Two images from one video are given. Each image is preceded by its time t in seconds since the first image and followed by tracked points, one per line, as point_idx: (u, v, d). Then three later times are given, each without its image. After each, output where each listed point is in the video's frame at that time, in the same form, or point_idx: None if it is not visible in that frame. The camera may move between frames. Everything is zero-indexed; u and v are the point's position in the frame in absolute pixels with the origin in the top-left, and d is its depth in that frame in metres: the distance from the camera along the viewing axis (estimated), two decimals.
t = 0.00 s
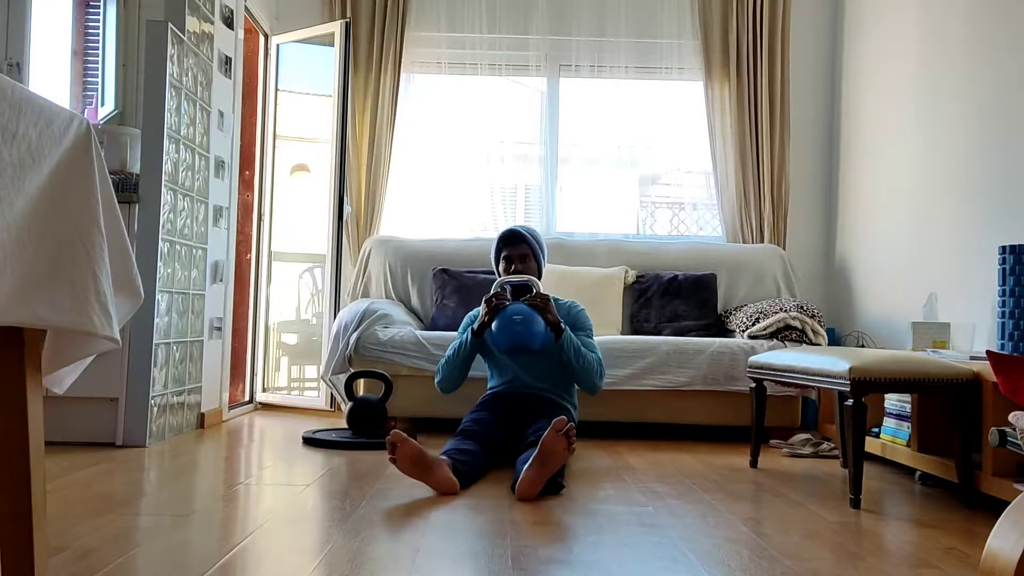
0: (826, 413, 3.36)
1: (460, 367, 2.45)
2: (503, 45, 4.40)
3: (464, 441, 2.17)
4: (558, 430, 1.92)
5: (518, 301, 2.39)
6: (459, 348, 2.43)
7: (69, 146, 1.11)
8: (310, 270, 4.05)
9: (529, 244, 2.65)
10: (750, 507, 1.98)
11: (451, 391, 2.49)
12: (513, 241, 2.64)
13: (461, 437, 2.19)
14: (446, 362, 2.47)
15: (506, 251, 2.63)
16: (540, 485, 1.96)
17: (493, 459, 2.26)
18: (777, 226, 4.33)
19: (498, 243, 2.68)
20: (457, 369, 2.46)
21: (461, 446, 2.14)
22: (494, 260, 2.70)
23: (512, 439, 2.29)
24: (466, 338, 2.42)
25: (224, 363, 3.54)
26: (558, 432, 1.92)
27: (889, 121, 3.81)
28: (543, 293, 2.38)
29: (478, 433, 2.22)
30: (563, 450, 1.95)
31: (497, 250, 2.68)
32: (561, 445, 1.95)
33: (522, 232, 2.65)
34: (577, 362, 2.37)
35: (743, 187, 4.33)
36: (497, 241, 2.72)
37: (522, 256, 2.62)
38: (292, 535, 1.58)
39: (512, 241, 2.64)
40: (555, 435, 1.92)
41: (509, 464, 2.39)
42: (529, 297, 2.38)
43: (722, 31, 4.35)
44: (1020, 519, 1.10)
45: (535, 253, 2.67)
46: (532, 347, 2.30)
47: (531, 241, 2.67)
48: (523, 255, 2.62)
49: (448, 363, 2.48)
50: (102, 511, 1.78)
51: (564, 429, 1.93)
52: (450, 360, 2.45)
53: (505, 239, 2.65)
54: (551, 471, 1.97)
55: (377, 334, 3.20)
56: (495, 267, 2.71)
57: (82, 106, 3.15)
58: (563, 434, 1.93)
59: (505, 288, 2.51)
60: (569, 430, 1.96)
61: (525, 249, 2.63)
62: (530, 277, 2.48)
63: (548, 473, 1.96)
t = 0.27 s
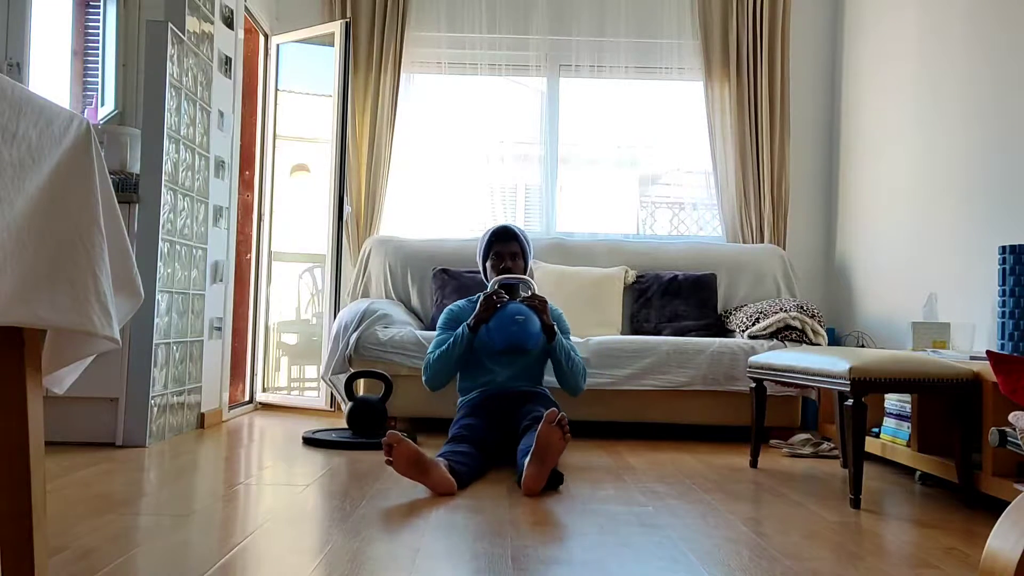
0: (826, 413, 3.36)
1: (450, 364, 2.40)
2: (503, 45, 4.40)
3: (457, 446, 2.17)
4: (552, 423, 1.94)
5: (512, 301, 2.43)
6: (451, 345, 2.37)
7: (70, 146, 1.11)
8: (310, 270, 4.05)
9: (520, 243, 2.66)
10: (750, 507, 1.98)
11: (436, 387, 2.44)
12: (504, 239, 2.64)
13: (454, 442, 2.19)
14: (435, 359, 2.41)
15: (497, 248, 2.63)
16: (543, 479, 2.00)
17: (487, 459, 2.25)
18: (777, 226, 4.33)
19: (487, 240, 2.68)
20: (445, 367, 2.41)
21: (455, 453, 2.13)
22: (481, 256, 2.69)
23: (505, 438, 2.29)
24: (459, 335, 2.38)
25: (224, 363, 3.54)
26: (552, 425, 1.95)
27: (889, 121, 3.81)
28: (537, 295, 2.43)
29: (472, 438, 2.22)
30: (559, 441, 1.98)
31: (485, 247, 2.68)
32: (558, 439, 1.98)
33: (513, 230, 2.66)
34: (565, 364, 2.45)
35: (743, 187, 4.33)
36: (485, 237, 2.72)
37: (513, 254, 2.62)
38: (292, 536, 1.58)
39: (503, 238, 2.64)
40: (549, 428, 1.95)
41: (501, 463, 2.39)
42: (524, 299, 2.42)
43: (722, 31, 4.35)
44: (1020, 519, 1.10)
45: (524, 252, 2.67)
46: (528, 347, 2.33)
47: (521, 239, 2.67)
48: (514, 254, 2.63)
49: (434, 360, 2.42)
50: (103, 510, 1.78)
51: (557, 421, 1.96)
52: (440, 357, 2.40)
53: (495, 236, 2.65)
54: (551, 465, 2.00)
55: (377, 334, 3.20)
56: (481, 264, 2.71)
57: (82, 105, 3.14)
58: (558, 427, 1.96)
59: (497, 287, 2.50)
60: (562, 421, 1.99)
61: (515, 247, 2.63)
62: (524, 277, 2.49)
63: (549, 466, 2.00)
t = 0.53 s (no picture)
0: (826, 413, 3.35)
1: (457, 368, 2.36)
2: (503, 45, 4.40)
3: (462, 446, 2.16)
4: (557, 429, 1.93)
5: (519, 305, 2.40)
6: (461, 349, 2.33)
7: (70, 146, 1.11)
8: (310, 269, 4.05)
9: (529, 244, 2.64)
10: (750, 507, 1.98)
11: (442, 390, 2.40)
12: (514, 240, 2.61)
13: (456, 442, 2.20)
14: (442, 362, 2.37)
15: (507, 249, 2.60)
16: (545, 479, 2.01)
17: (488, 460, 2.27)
18: (777, 226, 4.33)
19: (496, 239, 2.64)
20: (453, 370, 2.37)
21: (461, 455, 2.14)
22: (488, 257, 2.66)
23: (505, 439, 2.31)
24: (467, 338, 2.34)
25: (224, 363, 3.54)
26: (558, 430, 1.94)
27: (889, 121, 3.81)
28: (544, 300, 2.41)
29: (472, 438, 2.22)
30: (564, 446, 1.97)
31: (494, 246, 2.64)
32: (563, 443, 1.97)
33: (523, 231, 2.63)
34: (569, 367, 2.45)
35: (743, 187, 4.33)
36: (492, 234, 2.68)
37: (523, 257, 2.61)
38: (292, 536, 1.58)
39: (513, 239, 2.61)
40: (554, 433, 1.94)
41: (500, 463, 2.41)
42: (531, 303, 2.39)
43: (722, 32, 4.35)
44: (1020, 519, 1.10)
45: (533, 253, 2.66)
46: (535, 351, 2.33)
47: (530, 241, 2.65)
48: (524, 256, 2.62)
49: (441, 362, 2.38)
50: (103, 510, 1.78)
51: (563, 427, 1.94)
52: (448, 360, 2.36)
53: (505, 236, 2.62)
54: (555, 466, 2.01)
55: (377, 334, 3.20)
56: (486, 262, 2.67)
57: (82, 105, 3.14)
58: (563, 432, 1.95)
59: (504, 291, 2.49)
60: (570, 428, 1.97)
61: (526, 250, 2.61)
62: (531, 282, 2.48)
63: (552, 468, 2.00)
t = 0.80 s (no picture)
0: (826, 413, 3.35)
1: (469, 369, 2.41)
2: (502, 45, 4.40)
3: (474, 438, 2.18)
4: (563, 434, 1.93)
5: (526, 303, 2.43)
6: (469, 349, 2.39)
7: (70, 146, 1.11)
8: (310, 269, 4.05)
9: (540, 247, 2.66)
10: (749, 507, 1.98)
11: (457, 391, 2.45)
12: (524, 243, 2.64)
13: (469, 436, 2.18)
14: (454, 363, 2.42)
15: (517, 252, 2.63)
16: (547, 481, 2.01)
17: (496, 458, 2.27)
18: (777, 226, 4.33)
19: (507, 243, 2.68)
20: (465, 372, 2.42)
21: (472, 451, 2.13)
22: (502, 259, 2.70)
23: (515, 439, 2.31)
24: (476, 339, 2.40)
25: (224, 363, 3.54)
26: (564, 436, 1.94)
27: (889, 121, 3.81)
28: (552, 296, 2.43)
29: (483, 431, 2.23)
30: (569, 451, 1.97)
31: (505, 251, 2.68)
32: (569, 447, 1.97)
33: (533, 234, 2.66)
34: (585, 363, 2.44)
35: (743, 187, 4.32)
36: (504, 240, 2.72)
37: (534, 259, 2.63)
38: (292, 536, 1.58)
39: (522, 243, 2.65)
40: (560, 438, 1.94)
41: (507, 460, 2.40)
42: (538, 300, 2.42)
43: (722, 32, 4.35)
44: (1020, 519, 1.10)
45: (545, 255, 2.68)
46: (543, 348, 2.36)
47: (541, 242, 2.67)
48: (535, 258, 2.63)
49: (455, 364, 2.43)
50: (103, 510, 1.78)
51: (570, 433, 1.94)
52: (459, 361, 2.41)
53: (515, 240, 2.65)
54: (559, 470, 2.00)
55: (377, 334, 3.20)
56: (500, 267, 2.71)
57: (82, 105, 3.14)
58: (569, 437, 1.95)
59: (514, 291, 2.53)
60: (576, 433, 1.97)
61: (536, 251, 2.63)
62: (541, 281, 2.51)
63: (556, 471, 2.00)
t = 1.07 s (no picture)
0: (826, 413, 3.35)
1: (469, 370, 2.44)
2: (502, 45, 4.40)
3: (490, 438, 2.19)
4: (546, 426, 1.95)
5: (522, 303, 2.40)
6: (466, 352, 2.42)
7: (70, 146, 1.11)
8: (310, 269, 4.05)
9: (542, 245, 2.67)
10: (749, 507, 1.98)
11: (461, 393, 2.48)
12: (526, 241, 2.65)
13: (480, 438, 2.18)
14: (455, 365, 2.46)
15: (519, 251, 2.64)
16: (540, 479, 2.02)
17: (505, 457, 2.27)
18: (777, 226, 4.33)
19: (509, 242, 2.69)
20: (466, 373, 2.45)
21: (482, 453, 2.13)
22: (504, 259, 2.70)
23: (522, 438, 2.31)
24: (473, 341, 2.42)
25: (224, 363, 3.54)
26: (547, 428, 1.96)
27: (890, 121, 3.81)
28: (547, 294, 2.38)
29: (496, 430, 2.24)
30: (554, 444, 1.99)
31: (508, 250, 2.69)
32: (553, 440, 1.99)
33: (534, 232, 2.67)
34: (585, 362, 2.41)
35: (743, 187, 4.32)
36: (507, 240, 2.73)
37: (536, 257, 2.63)
38: (292, 536, 1.58)
39: (524, 242, 2.65)
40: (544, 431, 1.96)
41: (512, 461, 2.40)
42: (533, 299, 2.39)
43: (722, 32, 4.34)
44: (1020, 519, 1.10)
45: (547, 254, 2.69)
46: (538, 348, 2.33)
47: (542, 241, 2.68)
48: (537, 256, 2.64)
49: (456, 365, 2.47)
50: (103, 510, 1.78)
51: (552, 424, 1.97)
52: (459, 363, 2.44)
53: (517, 240, 2.66)
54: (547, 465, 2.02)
55: (377, 334, 3.20)
56: (503, 266, 2.72)
57: (82, 105, 3.12)
58: (552, 429, 1.97)
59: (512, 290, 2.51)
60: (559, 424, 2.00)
61: (537, 249, 2.64)
62: (536, 281, 2.48)
63: (546, 466, 2.01)
